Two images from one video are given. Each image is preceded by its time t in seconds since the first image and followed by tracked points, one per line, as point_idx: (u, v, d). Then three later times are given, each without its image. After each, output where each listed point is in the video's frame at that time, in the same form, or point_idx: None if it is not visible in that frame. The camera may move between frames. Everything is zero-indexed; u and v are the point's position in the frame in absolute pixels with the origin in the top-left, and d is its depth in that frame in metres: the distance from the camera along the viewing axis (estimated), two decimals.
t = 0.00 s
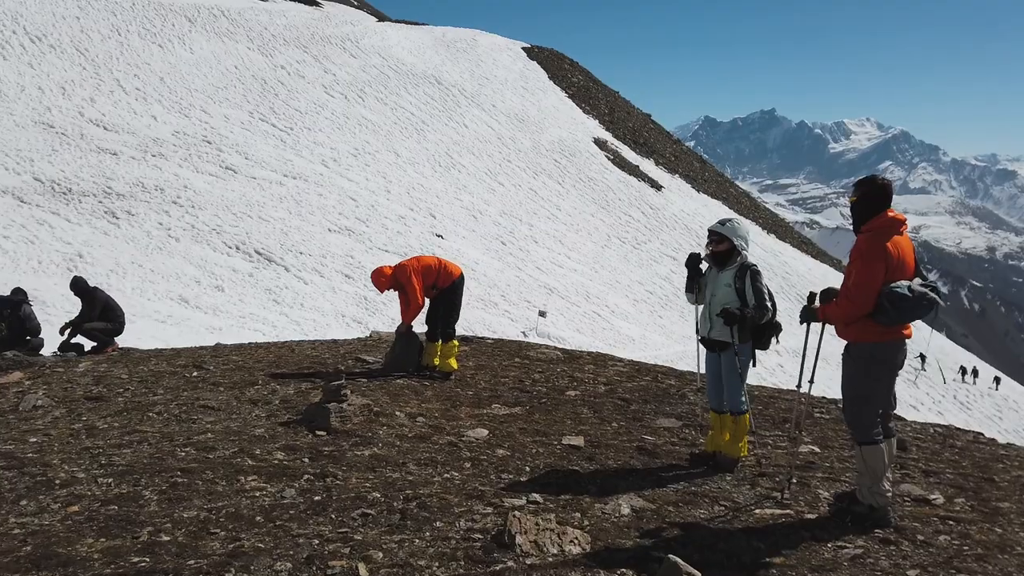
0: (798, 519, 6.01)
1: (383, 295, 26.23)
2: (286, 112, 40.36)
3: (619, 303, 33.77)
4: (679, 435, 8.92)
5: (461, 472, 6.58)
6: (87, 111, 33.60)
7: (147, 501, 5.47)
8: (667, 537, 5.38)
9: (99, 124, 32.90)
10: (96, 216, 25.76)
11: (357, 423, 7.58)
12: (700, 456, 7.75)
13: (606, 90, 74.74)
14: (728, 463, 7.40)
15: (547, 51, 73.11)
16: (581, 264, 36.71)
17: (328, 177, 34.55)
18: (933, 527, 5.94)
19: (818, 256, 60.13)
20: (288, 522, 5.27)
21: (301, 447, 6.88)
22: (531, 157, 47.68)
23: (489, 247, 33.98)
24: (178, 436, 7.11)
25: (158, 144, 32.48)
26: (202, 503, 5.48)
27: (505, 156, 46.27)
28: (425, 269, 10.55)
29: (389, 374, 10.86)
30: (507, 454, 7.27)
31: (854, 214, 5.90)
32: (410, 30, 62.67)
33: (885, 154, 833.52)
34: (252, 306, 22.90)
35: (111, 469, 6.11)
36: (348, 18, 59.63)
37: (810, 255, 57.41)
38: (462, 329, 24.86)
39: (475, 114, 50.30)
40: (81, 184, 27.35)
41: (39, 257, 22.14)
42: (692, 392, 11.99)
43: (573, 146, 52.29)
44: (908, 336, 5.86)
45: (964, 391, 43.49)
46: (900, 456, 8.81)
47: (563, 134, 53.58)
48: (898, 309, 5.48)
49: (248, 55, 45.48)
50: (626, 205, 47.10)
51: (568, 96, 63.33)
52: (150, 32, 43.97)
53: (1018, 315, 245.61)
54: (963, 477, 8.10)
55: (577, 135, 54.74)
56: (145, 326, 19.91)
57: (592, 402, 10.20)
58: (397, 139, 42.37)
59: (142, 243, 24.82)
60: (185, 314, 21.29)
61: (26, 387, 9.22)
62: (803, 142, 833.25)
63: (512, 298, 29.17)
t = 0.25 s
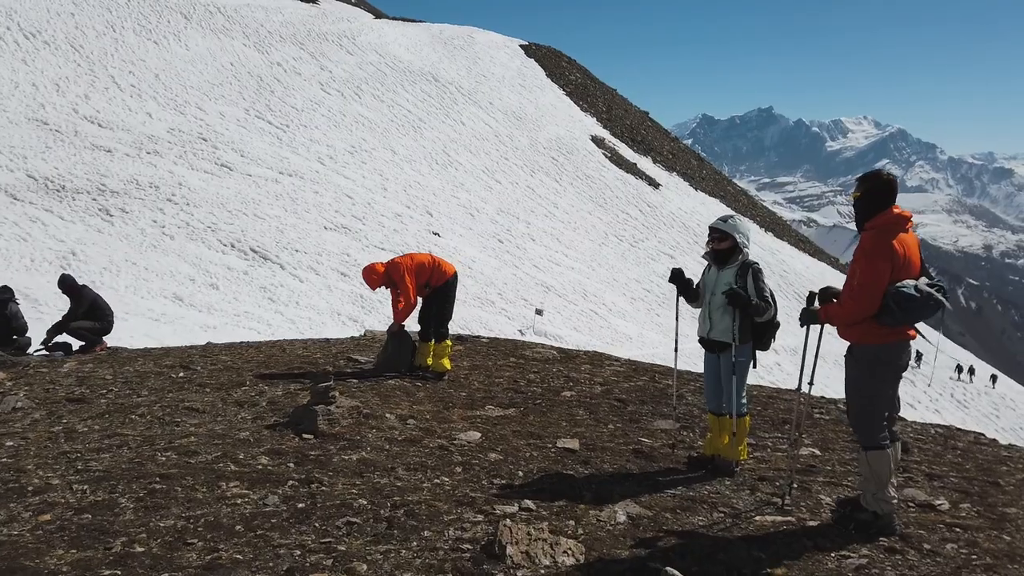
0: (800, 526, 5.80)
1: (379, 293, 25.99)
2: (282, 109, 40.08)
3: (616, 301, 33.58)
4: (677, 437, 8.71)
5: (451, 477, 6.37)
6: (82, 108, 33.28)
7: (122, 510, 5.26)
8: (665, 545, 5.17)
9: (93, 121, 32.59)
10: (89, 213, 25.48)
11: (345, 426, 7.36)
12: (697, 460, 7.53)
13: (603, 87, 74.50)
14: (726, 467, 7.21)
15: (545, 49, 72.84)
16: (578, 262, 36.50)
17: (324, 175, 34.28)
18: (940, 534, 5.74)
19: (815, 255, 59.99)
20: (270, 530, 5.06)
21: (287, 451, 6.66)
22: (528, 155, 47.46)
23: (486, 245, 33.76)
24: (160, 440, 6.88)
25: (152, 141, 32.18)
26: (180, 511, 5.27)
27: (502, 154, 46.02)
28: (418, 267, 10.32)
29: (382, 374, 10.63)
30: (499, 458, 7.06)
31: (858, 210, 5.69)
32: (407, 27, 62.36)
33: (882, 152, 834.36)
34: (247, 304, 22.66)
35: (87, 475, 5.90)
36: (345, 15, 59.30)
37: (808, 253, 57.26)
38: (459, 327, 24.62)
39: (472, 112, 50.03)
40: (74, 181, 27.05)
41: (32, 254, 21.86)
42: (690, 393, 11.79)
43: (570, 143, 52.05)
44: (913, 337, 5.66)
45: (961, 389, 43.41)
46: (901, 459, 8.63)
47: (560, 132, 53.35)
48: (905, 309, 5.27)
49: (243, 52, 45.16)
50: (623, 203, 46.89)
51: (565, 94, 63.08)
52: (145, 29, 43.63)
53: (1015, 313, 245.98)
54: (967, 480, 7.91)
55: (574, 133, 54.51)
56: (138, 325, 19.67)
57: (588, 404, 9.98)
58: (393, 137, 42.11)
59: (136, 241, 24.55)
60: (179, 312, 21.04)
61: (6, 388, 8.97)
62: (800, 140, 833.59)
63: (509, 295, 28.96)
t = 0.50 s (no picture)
0: (801, 537, 5.58)
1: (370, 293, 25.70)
2: (273, 107, 39.69)
3: (609, 301, 33.37)
4: (672, 442, 8.49)
5: (439, 486, 6.13)
6: (70, 105, 32.82)
7: (90, 524, 4.99)
8: (662, 560, 4.94)
9: (82, 118, 32.15)
10: (77, 211, 25.08)
11: (330, 433, 7.11)
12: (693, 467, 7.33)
13: (596, 87, 74.33)
14: (723, 474, 6.99)
15: (538, 48, 72.58)
16: (571, 262, 36.27)
17: (315, 173, 33.93)
18: (945, 546, 5.54)
19: (807, 255, 59.98)
20: (246, 545, 4.80)
21: (268, 459, 6.41)
22: (521, 154, 47.22)
23: (478, 245, 33.48)
24: (136, 448, 6.61)
25: (142, 138, 31.77)
26: (152, 525, 5.01)
27: (495, 153, 45.75)
28: (407, 267, 10.08)
29: (370, 377, 10.36)
30: (490, 465, 6.80)
31: (864, 210, 5.48)
32: (400, 25, 61.99)
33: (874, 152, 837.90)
34: (237, 304, 22.34)
35: (57, 485, 5.63)
36: (337, 12, 58.86)
37: (800, 254, 57.23)
38: (451, 327, 24.31)
39: (465, 110, 49.73)
40: (62, 179, 26.63)
41: (17, 253, 21.46)
42: (685, 396, 11.57)
43: (563, 143, 51.82)
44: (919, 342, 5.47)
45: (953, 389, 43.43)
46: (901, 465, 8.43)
47: (553, 131, 53.12)
48: (911, 315, 5.08)
49: (235, 50, 44.72)
50: (616, 203, 46.70)
51: (559, 93, 62.84)
52: (135, 26, 43.12)
53: (1005, 313, 247.28)
54: (969, 487, 7.72)
55: (567, 132, 54.29)
56: (126, 324, 19.32)
57: (581, 407, 9.75)
58: (386, 135, 41.76)
59: (124, 239, 24.17)
60: (167, 312, 20.70)
61: None
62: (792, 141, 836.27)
63: (501, 295, 28.71)
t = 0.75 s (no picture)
0: (806, 554, 5.33)
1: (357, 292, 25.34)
2: (260, 105, 39.19)
3: (598, 301, 33.16)
4: (668, 450, 8.23)
5: (427, 500, 5.84)
6: (52, 102, 32.22)
7: (53, 544, 4.67)
8: None
9: (64, 115, 31.57)
10: (59, 210, 24.54)
11: (313, 443, 6.81)
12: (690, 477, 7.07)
13: (585, 87, 74.16)
14: (722, 485, 6.68)
15: (527, 47, 72.31)
16: (560, 262, 36.03)
17: (302, 172, 33.50)
18: (955, 563, 5.31)
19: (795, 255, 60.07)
20: (220, 567, 4.51)
21: (247, 471, 6.10)
22: (510, 153, 46.95)
23: (467, 244, 33.18)
24: (107, 459, 6.27)
25: (126, 136, 31.23)
26: (119, 545, 4.70)
27: (484, 152, 45.43)
28: (396, 267, 9.76)
29: (356, 382, 10.02)
30: (480, 476, 6.52)
31: (874, 212, 5.25)
32: (388, 23, 61.53)
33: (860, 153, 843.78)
34: (222, 303, 21.93)
35: (21, 501, 5.30)
36: (325, 10, 58.33)
37: (788, 254, 57.25)
38: (439, 327, 23.97)
39: (454, 109, 49.38)
40: (43, 177, 26.09)
41: None
42: (679, 400, 11.32)
43: (552, 142, 51.58)
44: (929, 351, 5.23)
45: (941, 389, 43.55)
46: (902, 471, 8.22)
47: (542, 131, 52.88)
48: (923, 324, 4.85)
49: (221, 47, 44.17)
50: (605, 203, 46.52)
51: (548, 92, 62.61)
52: (120, 22, 42.46)
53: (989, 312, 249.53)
54: (972, 495, 7.51)
55: (556, 131, 54.06)
56: (108, 325, 18.87)
57: (574, 413, 9.48)
58: (374, 134, 41.36)
59: (107, 238, 23.68)
60: (151, 312, 20.27)
61: None
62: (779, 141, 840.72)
63: (490, 295, 28.42)
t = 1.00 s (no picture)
0: (811, 571, 5.14)
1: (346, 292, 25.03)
2: (248, 103, 38.76)
3: (589, 300, 32.97)
4: (663, 457, 8.02)
5: (415, 514, 5.61)
6: (37, 99, 31.69)
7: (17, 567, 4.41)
8: None
9: (49, 113, 31.07)
10: (43, 209, 24.10)
11: (297, 453, 6.55)
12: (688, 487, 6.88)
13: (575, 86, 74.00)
14: (721, 496, 6.48)
15: (517, 46, 72.02)
16: (551, 262, 35.80)
17: (291, 171, 33.12)
18: None
19: (785, 254, 60.12)
20: None
21: (228, 484, 5.84)
22: (501, 152, 46.69)
23: (457, 244, 32.90)
24: (82, 472, 5.99)
25: (112, 134, 30.76)
26: (89, 567, 4.44)
27: (474, 151, 45.17)
28: (385, 270, 9.51)
29: (344, 388, 9.76)
30: (471, 487, 6.29)
31: (883, 216, 5.10)
32: (378, 21, 61.11)
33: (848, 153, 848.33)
34: (209, 304, 21.59)
35: None
36: (314, 7, 57.85)
37: (778, 253, 57.28)
38: (429, 328, 23.70)
39: (444, 108, 49.07)
40: (27, 175, 25.63)
41: None
42: (673, 404, 11.13)
43: (543, 141, 51.37)
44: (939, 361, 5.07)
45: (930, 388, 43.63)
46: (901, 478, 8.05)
47: (533, 130, 52.65)
48: (934, 333, 4.69)
49: (209, 44, 43.68)
50: (596, 202, 46.33)
51: (538, 91, 62.37)
52: (106, 18, 41.88)
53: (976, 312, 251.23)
54: (974, 503, 7.34)
55: (547, 130, 53.84)
56: (93, 325, 18.49)
57: (567, 419, 9.25)
58: (364, 133, 40.99)
59: (93, 237, 23.28)
60: (137, 313, 19.92)
61: None
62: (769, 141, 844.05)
63: (481, 295, 28.16)
